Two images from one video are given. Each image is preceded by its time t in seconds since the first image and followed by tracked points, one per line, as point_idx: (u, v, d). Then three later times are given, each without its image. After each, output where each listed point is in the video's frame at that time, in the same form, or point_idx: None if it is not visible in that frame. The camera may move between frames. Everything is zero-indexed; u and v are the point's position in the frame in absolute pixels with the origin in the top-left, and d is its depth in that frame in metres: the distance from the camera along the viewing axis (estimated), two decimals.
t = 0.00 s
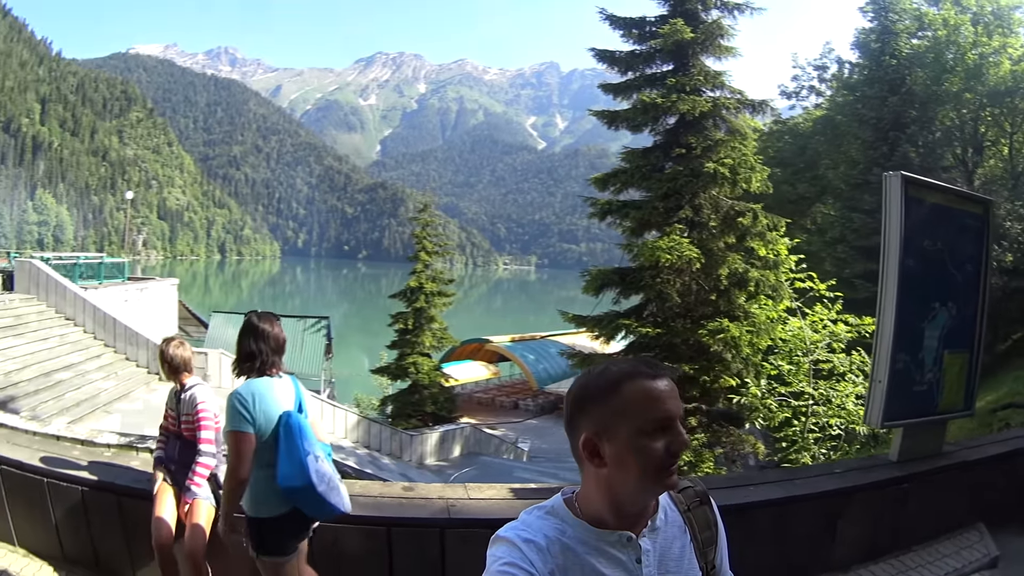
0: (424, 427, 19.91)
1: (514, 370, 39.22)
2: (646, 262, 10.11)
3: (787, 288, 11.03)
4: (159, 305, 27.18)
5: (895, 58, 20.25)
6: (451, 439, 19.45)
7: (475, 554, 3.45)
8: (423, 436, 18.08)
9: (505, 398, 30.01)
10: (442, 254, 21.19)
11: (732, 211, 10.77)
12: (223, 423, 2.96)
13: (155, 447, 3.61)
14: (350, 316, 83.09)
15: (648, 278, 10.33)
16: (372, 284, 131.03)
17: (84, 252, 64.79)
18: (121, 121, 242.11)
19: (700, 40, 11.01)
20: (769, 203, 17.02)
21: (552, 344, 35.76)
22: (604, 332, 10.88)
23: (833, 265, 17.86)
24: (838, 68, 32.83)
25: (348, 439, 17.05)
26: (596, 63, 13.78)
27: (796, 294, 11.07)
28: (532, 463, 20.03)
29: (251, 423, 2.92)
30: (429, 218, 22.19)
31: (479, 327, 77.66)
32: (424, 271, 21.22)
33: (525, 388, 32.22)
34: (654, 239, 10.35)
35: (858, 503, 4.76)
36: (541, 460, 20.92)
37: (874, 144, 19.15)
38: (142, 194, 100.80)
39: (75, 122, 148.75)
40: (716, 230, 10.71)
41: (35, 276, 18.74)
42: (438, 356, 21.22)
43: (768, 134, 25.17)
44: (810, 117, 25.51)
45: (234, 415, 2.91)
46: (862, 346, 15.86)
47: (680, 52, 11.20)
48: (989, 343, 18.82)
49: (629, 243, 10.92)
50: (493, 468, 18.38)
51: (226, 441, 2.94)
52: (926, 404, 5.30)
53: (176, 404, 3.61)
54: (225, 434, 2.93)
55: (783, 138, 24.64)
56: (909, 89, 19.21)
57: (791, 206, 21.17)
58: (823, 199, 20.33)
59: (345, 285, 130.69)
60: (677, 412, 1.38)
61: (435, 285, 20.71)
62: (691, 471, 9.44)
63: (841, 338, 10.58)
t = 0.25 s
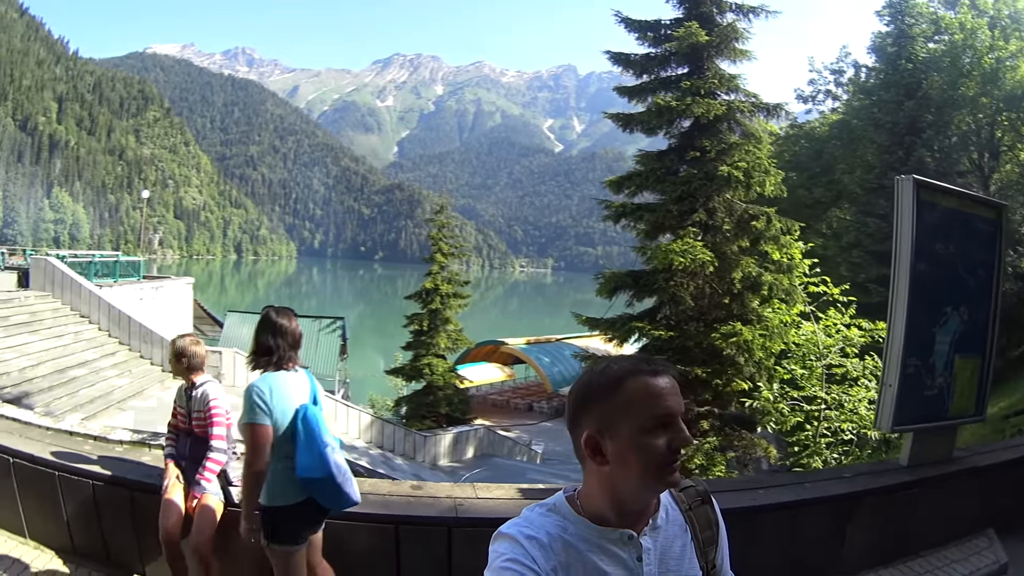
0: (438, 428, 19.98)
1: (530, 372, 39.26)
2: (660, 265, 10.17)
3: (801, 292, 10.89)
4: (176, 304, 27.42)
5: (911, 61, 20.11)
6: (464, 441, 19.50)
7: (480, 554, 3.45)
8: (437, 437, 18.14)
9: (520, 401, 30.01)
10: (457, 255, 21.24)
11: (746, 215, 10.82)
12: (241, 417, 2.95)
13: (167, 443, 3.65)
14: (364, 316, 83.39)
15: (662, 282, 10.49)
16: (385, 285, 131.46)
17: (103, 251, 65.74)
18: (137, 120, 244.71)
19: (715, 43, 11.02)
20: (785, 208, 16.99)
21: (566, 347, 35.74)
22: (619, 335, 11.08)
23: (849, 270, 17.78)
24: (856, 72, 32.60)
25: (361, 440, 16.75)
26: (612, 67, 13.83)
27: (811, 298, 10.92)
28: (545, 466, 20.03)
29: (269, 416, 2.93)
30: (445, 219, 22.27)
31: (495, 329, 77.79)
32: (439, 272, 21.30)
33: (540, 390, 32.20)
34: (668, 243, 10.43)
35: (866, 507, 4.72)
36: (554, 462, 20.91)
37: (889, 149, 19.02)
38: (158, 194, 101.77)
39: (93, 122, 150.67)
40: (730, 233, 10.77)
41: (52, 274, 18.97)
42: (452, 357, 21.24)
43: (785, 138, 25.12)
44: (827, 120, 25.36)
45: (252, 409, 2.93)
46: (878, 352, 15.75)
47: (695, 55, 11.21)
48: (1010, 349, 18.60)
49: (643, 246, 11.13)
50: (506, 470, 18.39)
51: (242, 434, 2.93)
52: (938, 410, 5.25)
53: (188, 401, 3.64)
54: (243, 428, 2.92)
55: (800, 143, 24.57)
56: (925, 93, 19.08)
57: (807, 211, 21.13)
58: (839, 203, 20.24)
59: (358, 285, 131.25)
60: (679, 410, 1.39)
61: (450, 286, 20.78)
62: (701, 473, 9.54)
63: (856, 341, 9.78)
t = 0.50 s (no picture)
0: (449, 430, 20.03)
1: (542, 375, 39.26)
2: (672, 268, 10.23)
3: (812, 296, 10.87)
4: (189, 303, 27.54)
5: (924, 66, 20.01)
6: (475, 443, 19.52)
7: (485, 555, 3.45)
8: (448, 439, 18.17)
9: (532, 404, 30.00)
10: (470, 257, 21.26)
11: (757, 219, 10.78)
12: (262, 411, 2.97)
13: (174, 441, 3.65)
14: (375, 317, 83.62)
15: (673, 285, 10.45)
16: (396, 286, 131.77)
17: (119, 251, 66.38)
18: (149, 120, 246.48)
19: (728, 47, 11.02)
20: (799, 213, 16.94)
21: (577, 350, 35.71)
22: (629, 338, 11.12)
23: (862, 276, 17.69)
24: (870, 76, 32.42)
25: (372, 440, 16.92)
26: (625, 70, 13.85)
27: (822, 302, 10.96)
28: (556, 469, 20.02)
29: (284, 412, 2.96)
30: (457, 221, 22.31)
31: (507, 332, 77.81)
32: (452, 275, 21.37)
33: (552, 393, 32.19)
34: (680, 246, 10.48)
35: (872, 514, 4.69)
36: (565, 465, 20.91)
37: (902, 153, 18.96)
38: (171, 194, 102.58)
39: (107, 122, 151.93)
40: (743, 237, 10.70)
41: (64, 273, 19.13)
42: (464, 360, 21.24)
43: (799, 142, 25.01)
44: (841, 125, 25.25)
45: (271, 403, 2.95)
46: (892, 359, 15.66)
47: (708, 59, 11.21)
48: None
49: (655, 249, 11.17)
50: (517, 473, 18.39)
51: (263, 428, 2.97)
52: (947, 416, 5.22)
53: (197, 400, 3.64)
54: (264, 423, 2.94)
55: (813, 147, 24.50)
56: (937, 97, 18.98)
57: (819, 215, 21.05)
58: (852, 208, 20.15)
59: (368, 286, 131.59)
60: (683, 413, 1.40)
61: (463, 289, 20.80)
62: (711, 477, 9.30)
63: (867, 346, 9.51)
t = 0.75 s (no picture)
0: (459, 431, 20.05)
1: (553, 377, 39.22)
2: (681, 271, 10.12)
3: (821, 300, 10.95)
4: (200, 303, 27.69)
5: (935, 69, 19.91)
6: (485, 445, 19.52)
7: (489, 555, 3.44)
8: (458, 441, 18.20)
9: (543, 406, 30.00)
10: (482, 260, 21.28)
11: (767, 222, 10.74)
12: (280, 408, 2.99)
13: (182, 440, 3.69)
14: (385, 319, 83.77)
15: (683, 288, 10.33)
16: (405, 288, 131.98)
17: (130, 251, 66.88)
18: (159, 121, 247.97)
19: (738, 49, 10.99)
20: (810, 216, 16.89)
21: (588, 352, 35.65)
22: (639, 342, 10.99)
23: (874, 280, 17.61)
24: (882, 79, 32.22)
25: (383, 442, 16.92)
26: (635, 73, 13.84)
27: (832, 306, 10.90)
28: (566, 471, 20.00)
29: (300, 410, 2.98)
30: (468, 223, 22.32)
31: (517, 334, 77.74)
32: (464, 277, 21.40)
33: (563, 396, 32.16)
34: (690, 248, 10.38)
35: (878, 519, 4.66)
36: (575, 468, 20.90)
37: (914, 157, 18.83)
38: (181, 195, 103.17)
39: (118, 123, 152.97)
40: (752, 240, 10.62)
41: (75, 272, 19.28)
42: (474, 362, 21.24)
43: (810, 145, 24.92)
44: (852, 128, 25.12)
45: (289, 400, 2.98)
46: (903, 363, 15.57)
47: (718, 62, 11.19)
48: None
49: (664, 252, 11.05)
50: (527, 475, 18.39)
51: (282, 427, 2.99)
52: (954, 420, 5.19)
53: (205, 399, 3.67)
54: (282, 420, 2.97)
55: (825, 150, 24.39)
56: (948, 101, 18.87)
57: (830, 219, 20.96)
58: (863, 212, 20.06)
59: (378, 287, 131.92)
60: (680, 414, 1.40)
61: (475, 291, 20.71)
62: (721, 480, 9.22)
63: (875, 350, 10.13)
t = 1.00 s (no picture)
0: (471, 433, 20.09)
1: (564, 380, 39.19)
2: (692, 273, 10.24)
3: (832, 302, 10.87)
4: (211, 305, 27.80)
5: (944, 72, 19.83)
6: (497, 447, 19.53)
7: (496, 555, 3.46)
8: (469, 443, 18.26)
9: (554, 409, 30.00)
10: (493, 263, 21.28)
11: (778, 225, 10.67)
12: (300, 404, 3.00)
13: (191, 439, 3.69)
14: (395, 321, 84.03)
15: (694, 290, 10.41)
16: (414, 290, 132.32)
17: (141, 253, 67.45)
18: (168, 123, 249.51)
19: (747, 52, 10.99)
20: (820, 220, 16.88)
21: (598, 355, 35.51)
22: (650, 343, 11.15)
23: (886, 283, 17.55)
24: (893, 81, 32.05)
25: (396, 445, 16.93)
26: (646, 75, 13.82)
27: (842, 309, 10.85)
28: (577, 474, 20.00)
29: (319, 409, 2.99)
30: (480, 225, 22.33)
31: (528, 337, 77.69)
32: (476, 279, 21.44)
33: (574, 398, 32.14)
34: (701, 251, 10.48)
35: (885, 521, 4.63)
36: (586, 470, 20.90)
37: (923, 159, 18.71)
38: (192, 198, 103.91)
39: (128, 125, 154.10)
40: (762, 243, 10.61)
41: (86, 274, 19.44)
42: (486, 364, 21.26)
43: (821, 148, 24.77)
44: (863, 130, 25.03)
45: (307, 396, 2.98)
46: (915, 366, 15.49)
47: (728, 64, 11.18)
48: None
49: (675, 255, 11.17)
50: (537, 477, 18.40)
51: (301, 423, 3.01)
52: (962, 422, 5.16)
53: (214, 399, 3.68)
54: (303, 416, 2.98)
55: (836, 153, 24.22)
56: (958, 103, 18.79)
57: (841, 222, 20.83)
58: (874, 215, 20.00)
59: (386, 289, 132.13)
60: (664, 411, 1.38)
61: (487, 294, 20.76)
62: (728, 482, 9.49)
63: (887, 354, 9.57)
